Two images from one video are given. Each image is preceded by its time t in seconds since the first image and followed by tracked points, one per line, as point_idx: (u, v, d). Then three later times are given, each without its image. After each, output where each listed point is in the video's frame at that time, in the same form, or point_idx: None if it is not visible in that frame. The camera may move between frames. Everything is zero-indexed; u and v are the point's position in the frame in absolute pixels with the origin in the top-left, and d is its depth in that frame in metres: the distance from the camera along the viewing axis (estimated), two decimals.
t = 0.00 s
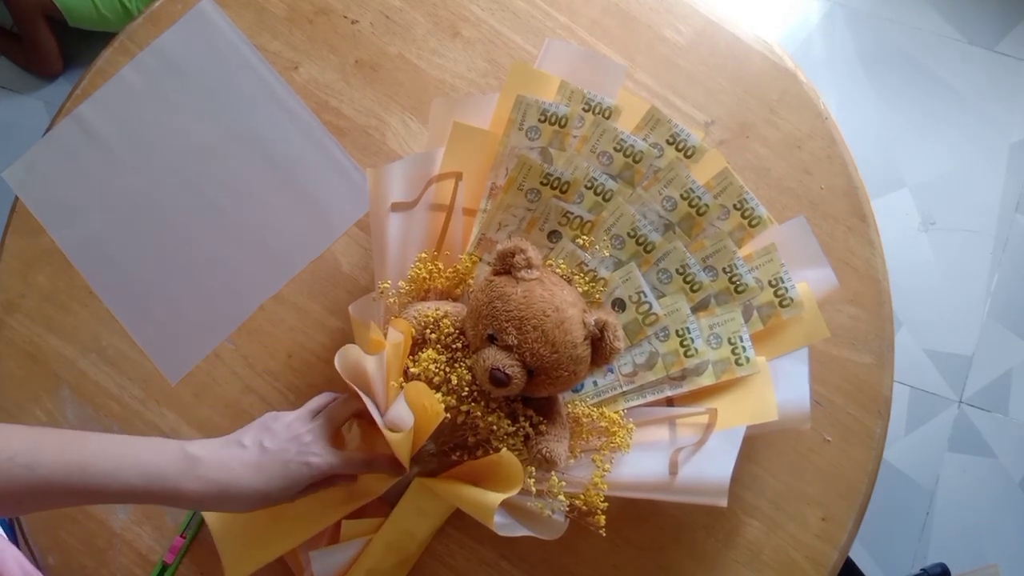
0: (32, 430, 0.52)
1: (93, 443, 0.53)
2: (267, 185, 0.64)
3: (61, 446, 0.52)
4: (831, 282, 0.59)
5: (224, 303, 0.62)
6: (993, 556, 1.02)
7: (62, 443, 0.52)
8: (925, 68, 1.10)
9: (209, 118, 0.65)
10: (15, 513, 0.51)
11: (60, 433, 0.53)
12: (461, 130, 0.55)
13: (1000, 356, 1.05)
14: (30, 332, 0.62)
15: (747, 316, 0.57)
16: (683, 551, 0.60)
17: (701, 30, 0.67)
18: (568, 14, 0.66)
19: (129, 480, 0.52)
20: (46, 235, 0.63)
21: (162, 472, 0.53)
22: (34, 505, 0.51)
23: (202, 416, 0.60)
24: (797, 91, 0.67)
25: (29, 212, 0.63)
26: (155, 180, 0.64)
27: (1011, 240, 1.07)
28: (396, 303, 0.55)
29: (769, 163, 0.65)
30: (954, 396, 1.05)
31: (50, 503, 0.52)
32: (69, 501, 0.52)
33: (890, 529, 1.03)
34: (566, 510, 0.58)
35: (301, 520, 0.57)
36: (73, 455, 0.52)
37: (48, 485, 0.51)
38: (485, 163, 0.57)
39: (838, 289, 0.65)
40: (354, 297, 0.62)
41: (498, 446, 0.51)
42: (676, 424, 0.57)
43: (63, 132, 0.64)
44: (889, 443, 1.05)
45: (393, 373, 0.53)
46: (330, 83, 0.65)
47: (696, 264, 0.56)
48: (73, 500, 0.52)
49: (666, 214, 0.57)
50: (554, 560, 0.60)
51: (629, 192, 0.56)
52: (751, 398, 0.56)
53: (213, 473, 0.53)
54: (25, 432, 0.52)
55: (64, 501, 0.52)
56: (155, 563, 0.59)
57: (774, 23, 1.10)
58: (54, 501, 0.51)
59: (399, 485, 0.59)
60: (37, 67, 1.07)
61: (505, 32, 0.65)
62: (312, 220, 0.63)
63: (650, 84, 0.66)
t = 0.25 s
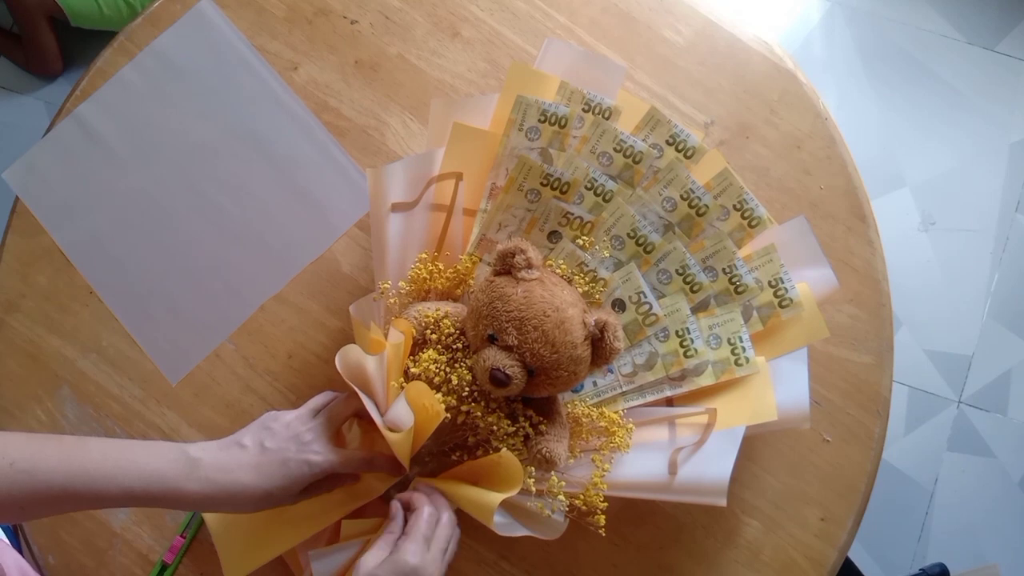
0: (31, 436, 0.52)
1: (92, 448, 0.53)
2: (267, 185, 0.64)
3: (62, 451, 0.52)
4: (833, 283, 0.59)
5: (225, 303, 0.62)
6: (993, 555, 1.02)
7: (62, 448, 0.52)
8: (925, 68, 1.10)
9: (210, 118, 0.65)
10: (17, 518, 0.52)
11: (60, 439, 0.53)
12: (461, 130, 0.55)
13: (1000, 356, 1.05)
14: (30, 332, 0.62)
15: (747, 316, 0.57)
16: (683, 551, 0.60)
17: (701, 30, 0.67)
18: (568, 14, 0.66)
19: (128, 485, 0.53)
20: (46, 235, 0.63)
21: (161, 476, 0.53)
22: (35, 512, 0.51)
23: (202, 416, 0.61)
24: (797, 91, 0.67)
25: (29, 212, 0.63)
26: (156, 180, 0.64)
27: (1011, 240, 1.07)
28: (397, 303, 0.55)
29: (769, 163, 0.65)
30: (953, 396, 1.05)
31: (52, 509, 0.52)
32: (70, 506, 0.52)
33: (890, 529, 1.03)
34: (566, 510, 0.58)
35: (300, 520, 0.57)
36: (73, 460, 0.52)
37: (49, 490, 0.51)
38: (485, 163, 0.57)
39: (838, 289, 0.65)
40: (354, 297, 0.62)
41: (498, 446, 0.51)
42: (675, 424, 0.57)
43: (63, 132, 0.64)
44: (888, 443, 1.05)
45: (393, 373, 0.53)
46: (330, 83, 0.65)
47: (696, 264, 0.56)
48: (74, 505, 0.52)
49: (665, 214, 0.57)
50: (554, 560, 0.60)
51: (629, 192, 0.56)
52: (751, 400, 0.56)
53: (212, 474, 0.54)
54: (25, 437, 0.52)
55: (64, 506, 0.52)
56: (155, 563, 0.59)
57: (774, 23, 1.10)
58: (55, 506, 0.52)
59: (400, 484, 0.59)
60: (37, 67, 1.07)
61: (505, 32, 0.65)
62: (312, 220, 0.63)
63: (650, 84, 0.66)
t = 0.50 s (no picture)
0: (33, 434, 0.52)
1: (93, 447, 0.53)
2: (267, 185, 0.64)
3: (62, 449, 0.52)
4: (833, 283, 0.59)
5: (224, 303, 0.62)
6: (993, 555, 1.02)
7: (63, 446, 0.52)
8: (926, 68, 1.10)
9: (210, 119, 0.65)
10: (18, 516, 0.52)
11: (60, 437, 0.53)
12: (461, 130, 0.55)
13: (1000, 356, 1.05)
14: (30, 332, 0.62)
15: (747, 316, 0.57)
16: (682, 551, 0.60)
17: (700, 30, 0.67)
18: (568, 14, 0.66)
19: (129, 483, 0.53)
20: (46, 235, 0.63)
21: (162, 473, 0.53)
22: (37, 509, 0.51)
23: (202, 416, 0.61)
24: (797, 91, 0.67)
25: (29, 212, 0.63)
26: (156, 180, 0.64)
27: (1012, 240, 1.07)
28: (397, 304, 0.55)
29: (769, 163, 0.65)
30: (953, 396, 1.05)
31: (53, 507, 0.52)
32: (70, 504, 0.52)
33: (890, 529, 1.03)
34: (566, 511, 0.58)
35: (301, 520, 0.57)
36: (74, 459, 0.52)
37: (50, 489, 0.51)
38: (485, 163, 0.57)
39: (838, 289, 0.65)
40: (354, 297, 0.62)
41: (498, 446, 0.51)
42: (675, 424, 0.57)
43: (63, 132, 0.64)
44: (888, 443, 1.05)
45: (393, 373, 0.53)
46: (330, 83, 0.65)
47: (696, 264, 0.56)
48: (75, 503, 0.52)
49: (665, 214, 0.57)
50: (554, 560, 0.60)
51: (629, 192, 0.56)
52: (751, 399, 0.56)
53: (212, 471, 0.54)
54: (26, 436, 0.52)
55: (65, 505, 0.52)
56: (155, 563, 0.59)
57: (774, 23, 1.10)
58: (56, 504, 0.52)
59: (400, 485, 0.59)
60: (37, 67, 1.07)
61: (505, 32, 0.65)
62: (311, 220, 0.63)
63: (650, 84, 0.66)
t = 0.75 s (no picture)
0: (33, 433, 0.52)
1: (97, 448, 0.53)
2: (267, 185, 0.64)
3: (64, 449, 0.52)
4: (834, 283, 0.59)
5: (224, 302, 0.62)
6: (993, 555, 1.02)
7: (67, 447, 0.52)
8: (925, 68, 1.10)
9: (210, 119, 0.65)
10: (19, 518, 0.51)
11: (62, 438, 0.53)
12: (461, 130, 0.55)
13: (1000, 356, 1.05)
14: (30, 332, 0.62)
15: (747, 316, 0.57)
16: (682, 551, 0.60)
17: (700, 30, 0.67)
18: (568, 14, 0.66)
19: (133, 484, 0.53)
20: (46, 235, 0.63)
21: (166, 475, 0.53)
22: (38, 511, 0.51)
23: (202, 416, 0.61)
24: (797, 91, 0.67)
25: (29, 212, 0.63)
26: (156, 180, 0.64)
27: (1011, 240, 1.07)
28: (397, 304, 0.55)
29: (769, 163, 0.65)
30: (953, 396, 1.05)
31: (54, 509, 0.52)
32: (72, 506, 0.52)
33: (890, 529, 1.03)
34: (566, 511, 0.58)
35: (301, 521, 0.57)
36: (76, 459, 0.52)
37: (52, 490, 0.51)
38: (485, 163, 0.57)
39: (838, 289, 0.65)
40: (354, 297, 0.62)
41: (498, 446, 0.51)
42: (675, 424, 0.57)
43: (63, 132, 0.64)
44: (888, 443, 1.05)
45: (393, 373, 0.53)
46: (330, 83, 0.65)
47: (696, 264, 0.56)
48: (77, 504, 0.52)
49: (665, 214, 0.57)
50: (554, 560, 0.60)
51: (629, 192, 0.56)
52: (751, 399, 0.56)
53: (215, 474, 0.54)
54: (27, 436, 0.52)
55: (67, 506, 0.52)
56: (155, 563, 0.59)
57: (774, 23, 1.10)
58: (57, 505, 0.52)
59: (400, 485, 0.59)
60: (36, 67, 1.07)
61: (505, 32, 0.65)
62: (311, 220, 0.63)
63: (650, 84, 0.66)
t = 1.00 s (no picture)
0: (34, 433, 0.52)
1: (97, 448, 0.53)
2: (267, 184, 0.64)
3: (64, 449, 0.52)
4: (834, 283, 0.59)
5: (224, 302, 0.62)
6: (993, 555, 1.02)
7: (67, 447, 0.52)
8: (925, 68, 1.10)
9: (210, 118, 0.65)
10: (19, 517, 0.51)
11: (62, 437, 0.53)
12: (461, 130, 0.55)
13: (1000, 356, 1.05)
14: (29, 332, 0.62)
15: (747, 316, 0.57)
16: (682, 551, 0.60)
17: (700, 30, 0.67)
18: (568, 14, 0.66)
19: (133, 484, 0.53)
20: (46, 235, 0.63)
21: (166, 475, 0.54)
22: (39, 511, 0.51)
23: (202, 416, 0.60)
24: (797, 91, 0.67)
25: (29, 212, 0.63)
26: (155, 180, 0.64)
27: (1011, 240, 1.07)
28: (396, 304, 0.55)
29: (769, 163, 0.65)
30: (953, 396, 1.05)
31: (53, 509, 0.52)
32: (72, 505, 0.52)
33: (890, 529, 1.03)
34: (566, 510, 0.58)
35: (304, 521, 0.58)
36: (77, 460, 0.52)
37: (53, 489, 0.51)
38: (485, 162, 0.57)
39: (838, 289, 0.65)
40: (354, 297, 0.62)
41: (498, 445, 0.51)
42: (675, 423, 0.57)
43: (63, 132, 0.64)
44: (888, 443, 1.05)
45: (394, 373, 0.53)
46: (330, 83, 0.65)
47: (696, 264, 0.56)
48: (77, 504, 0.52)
49: (665, 214, 0.57)
50: (554, 560, 0.60)
51: (629, 192, 0.56)
52: (751, 399, 0.56)
53: (216, 475, 0.54)
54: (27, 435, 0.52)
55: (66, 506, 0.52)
56: (155, 563, 0.59)
57: (774, 23, 1.10)
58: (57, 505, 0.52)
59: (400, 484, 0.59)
60: (36, 66, 1.07)
61: (505, 32, 0.65)
62: (311, 220, 0.63)
63: (650, 84, 0.66)
